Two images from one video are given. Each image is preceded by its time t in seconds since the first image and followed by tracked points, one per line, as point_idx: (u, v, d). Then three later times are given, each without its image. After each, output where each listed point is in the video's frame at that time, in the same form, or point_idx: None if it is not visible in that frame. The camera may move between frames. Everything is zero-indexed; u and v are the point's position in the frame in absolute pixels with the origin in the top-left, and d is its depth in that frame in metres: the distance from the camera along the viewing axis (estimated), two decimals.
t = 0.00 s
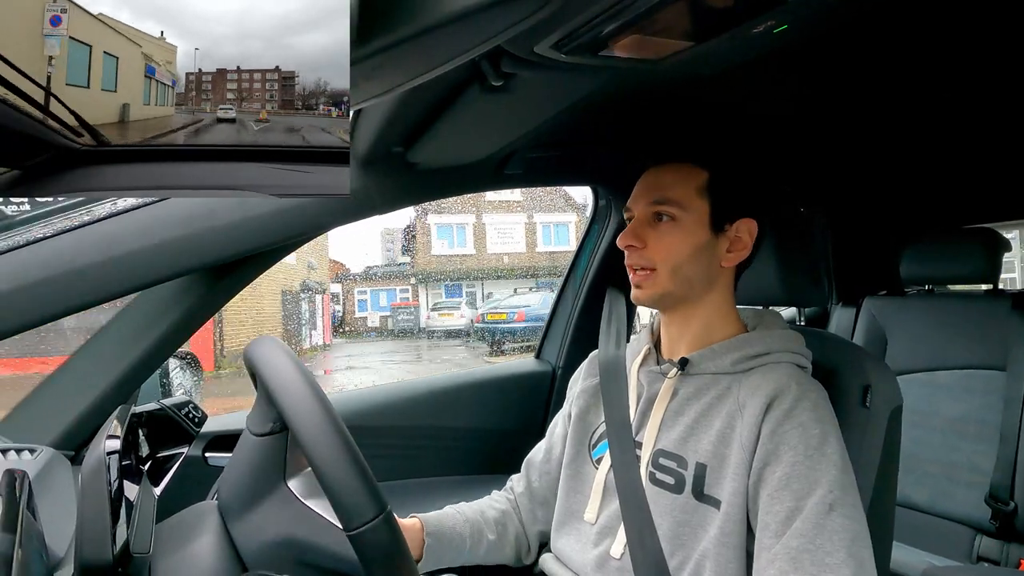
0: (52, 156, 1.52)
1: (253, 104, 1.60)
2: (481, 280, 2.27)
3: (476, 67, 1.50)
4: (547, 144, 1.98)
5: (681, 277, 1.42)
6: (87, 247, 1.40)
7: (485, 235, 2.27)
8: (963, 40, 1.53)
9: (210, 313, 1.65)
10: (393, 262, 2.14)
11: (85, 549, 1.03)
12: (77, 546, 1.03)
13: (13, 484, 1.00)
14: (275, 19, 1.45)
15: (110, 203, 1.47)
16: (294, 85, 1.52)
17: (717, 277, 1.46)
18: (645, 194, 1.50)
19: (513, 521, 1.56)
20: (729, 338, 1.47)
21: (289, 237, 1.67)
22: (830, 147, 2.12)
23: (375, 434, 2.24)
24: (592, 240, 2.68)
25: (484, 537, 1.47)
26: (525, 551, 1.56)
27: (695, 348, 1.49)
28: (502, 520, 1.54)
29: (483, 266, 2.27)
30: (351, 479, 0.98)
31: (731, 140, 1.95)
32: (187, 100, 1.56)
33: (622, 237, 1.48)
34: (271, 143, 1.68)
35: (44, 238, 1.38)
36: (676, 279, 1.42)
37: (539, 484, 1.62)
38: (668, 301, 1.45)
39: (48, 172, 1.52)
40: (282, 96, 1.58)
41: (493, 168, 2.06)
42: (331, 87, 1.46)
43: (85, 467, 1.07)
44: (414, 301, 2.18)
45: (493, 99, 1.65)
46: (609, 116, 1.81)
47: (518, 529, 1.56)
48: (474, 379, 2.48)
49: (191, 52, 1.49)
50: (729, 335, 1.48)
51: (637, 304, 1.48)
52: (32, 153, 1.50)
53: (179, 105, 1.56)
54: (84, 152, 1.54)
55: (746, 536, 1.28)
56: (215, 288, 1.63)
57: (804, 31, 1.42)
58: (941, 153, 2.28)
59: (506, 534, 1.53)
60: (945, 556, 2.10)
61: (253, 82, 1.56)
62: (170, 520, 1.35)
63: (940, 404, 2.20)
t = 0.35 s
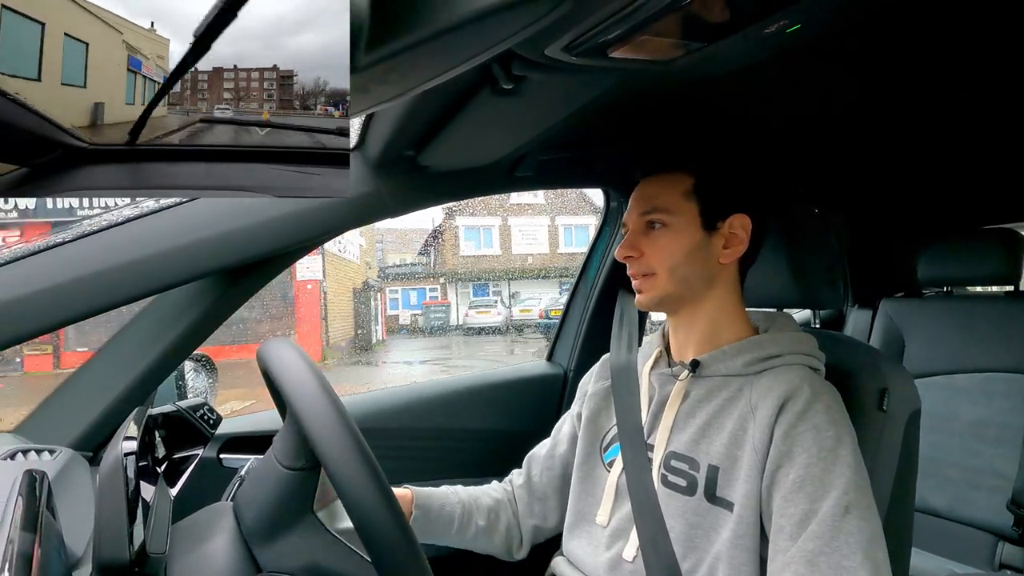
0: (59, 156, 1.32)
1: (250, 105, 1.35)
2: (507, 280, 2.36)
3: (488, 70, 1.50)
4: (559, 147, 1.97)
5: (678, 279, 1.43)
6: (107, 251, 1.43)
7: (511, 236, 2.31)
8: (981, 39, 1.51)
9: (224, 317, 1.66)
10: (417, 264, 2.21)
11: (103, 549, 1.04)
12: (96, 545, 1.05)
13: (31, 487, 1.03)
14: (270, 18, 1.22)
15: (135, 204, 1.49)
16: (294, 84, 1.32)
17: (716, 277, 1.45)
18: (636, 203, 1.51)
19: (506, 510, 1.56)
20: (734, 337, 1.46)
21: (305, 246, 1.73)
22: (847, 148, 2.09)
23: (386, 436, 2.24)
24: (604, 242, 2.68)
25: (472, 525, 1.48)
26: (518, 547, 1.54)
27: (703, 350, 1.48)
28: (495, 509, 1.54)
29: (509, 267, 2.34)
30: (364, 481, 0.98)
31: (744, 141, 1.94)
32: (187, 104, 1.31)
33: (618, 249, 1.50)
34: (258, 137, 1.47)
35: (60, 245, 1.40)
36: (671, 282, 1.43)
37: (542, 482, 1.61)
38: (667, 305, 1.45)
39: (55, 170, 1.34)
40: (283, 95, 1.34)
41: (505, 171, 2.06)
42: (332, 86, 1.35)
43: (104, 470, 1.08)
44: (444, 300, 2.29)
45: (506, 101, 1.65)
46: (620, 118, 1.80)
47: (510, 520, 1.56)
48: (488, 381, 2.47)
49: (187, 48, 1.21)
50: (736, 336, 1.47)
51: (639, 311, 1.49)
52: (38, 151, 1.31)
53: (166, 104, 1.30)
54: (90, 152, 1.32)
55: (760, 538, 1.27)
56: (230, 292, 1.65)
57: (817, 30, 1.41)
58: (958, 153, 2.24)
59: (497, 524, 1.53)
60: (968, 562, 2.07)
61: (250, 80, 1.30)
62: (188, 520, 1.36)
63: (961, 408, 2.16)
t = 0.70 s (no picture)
0: (62, 155, 1.52)
1: (245, 106, 1.57)
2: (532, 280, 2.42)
3: (493, 71, 1.51)
4: (563, 148, 1.97)
5: (674, 281, 1.43)
6: (116, 254, 1.44)
7: (535, 237, 2.36)
8: (988, 36, 1.50)
9: (231, 320, 1.68)
10: (445, 264, 2.25)
11: (115, 550, 1.05)
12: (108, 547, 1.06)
13: (42, 488, 1.04)
14: (259, 24, 1.39)
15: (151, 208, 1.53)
16: (288, 83, 1.50)
17: (712, 278, 1.44)
18: (631, 206, 1.51)
19: (501, 508, 1.57)
20: (733, 340, 1.46)
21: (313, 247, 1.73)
22: (853, 147, 2.08)
23: (393, 438, 2.25)
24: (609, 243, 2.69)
25: (464, 519, 1.49)
26: (512, 548, 1.56)
27: (704, 352, 1.47)
28: (489, 505, 1.55)
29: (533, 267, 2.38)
30: (370, 481, 0.98)
31: (748, 141, 1.93)
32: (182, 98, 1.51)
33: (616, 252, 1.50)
34: (253, 141, 1.65)
35: (71, 246, 1.43)
36: (666, 284, 1.43)
37: (543, 482, 1.61)
38: (665, 307, 1.45)
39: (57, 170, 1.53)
40: (276, 94, 1.53)
41: (509, 173, 2.06)
42: (327, 86, 1.42)
43: (112, 471, 1.08)
44: (473, 299, 2.31)
45: (511, 103, 1.65)
46: (625, 119, 1.80)
47: (505, 518, 1.57)
48: (494, 382, 2.47)
49: (181, 46, 1.41)
50: (736, 336, 1.46)
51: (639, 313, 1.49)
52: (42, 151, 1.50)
53: (162, 103, 1.50)
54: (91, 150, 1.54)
55: (767, 541, 1.26)
56: (239, 295, 1.66)
57: (821, 30, 1.40)
58: (968, 151, 2.22)
59: (489, 521, 1.55)
60: (982, 566, 2.04)
61: (246, 79, 1.52)
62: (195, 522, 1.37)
63: (974, 409, 2.14)
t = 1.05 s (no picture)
0: (59, 155, 1.40)
1: (239, 106, 1.37)
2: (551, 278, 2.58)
3: (494, 72, 1.51)
4: (564, 149, 1.98)
5: (663, 284, 1.43)
6: (117, 255, 1.45)
7: (556, 237, 2.51)
8: (988, 36, 1.50)
9: (232, 320, 1.68)
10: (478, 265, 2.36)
11: (116, 550, 1.06)
12: (109, 546, 1.07)
13: (43, 487, 1.04)
14: (248, 21, 1.23)
15: (152, 206, 1.52)
16: (282, 82, 1.33)
17: (704, 279, 1.44)
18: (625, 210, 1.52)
19: (491, 493, 1.57)
20: (727, 339, 1.45)
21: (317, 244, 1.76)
22: (854, 147, 2.08)
23: (393, 438, 2.25)
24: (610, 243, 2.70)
25: (453, 498, 1.51)
26: (499, 530, 1.55)
27: (700, 352, 1.47)
28: (479, 489, 1.55)
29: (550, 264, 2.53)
30: (371, 482, 0.99)
31: (748, 141, 1.93)
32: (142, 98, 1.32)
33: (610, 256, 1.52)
34: (251, 141, 1.48)
35: (74, 246, 1.43)
36: (656, 287, 1.44)
37: (539, 475, 1.61)
38: (658, 309, 1.46)
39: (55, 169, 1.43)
40: (270, 93, 1.36)
41: (510, 174, 2.06)
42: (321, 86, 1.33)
43: (113, 471, 1.09)
44: (503, 298, 2.44)
45: (511, 103, 1.65)
46: (625, 119, 1.80)
47: (494, 504, 1.57)
48: (495, 382, 2.48)
49: (173, 47, 1.25)
50: (732, 335, 1.45)
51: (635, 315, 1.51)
52: (39, 151, 1.38)
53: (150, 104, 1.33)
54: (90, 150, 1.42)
55: (767, 540, 1.26)
56: (241, 296, 1.66)
57: (822, 30, 1.40)
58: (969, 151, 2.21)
59: (478, 504, 1.55)
60: (982, 565, 2.05)
61: (238, 77, 1.33)
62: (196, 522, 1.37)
63: (975, 409, 2.14)
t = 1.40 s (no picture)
0: (55, 155, 1.43)
1: (232, 106, 1.42)
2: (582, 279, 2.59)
3: (490, 72, 1.51)
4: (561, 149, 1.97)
5: (658, 286, 1.42)
6: (111, 257, 1.44)
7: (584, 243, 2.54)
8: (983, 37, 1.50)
9: (229, 321, 1.67)
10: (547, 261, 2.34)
11: (112, 551, 1.07)
12: (105, 548, 1.07)
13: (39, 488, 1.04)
14: (241, 20, 1.30)
15: (144, 207, 1.52)
16: (277, 80, 1.40)
17: (699, 280, 1.44)
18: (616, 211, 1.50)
19: (480, 486, 1.58)
20: (722, 340, 1.46)
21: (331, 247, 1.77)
22: (848, 147, 2.08)
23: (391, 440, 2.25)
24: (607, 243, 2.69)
25: (441, 486, 1.52)
26: (484, 524, 1.57)
27: (695, 352, 1.47)
28: (469, 480, 1.56)
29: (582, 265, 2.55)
30: (369, 480, 0.99)
31: (745, 141, 1.93)
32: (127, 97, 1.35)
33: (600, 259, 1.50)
34: (245, 141, 1.53)
35: (70, 246, 1.43)
36: (651, 289, 1.43)
37: (532, 473, 1.61)
38: (652, 311, 1.46)
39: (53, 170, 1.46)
40: (264, 92, 1.42)
41: (506, 175, 2.06)
42: (315, 85, 1.38)
43: (109, 473, 1.10)
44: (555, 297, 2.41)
45: (508, 104, 1.65)
46: (623, 119, 1.80)
47: (482, 496, 1.57)
48: (492, 383, 2.48)
49: (165, 45, 1.30)
50: (725, 335, 1.46)
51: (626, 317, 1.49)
52: (37, 151, 1.41)
53: (139, 103, 1.36)
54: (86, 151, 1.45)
55: (760, 542, 1.27)
56: (238, 296, 1.66)
57: (819, 30, 1.40)
58: (964, 151, 2.22)
59: (466, 495, 1.56)
60: (975, 564, 2.06)
61: (231, 76, 1.38)
62: (190, 527, 1.36)
63: (968, 410, 2.15)
